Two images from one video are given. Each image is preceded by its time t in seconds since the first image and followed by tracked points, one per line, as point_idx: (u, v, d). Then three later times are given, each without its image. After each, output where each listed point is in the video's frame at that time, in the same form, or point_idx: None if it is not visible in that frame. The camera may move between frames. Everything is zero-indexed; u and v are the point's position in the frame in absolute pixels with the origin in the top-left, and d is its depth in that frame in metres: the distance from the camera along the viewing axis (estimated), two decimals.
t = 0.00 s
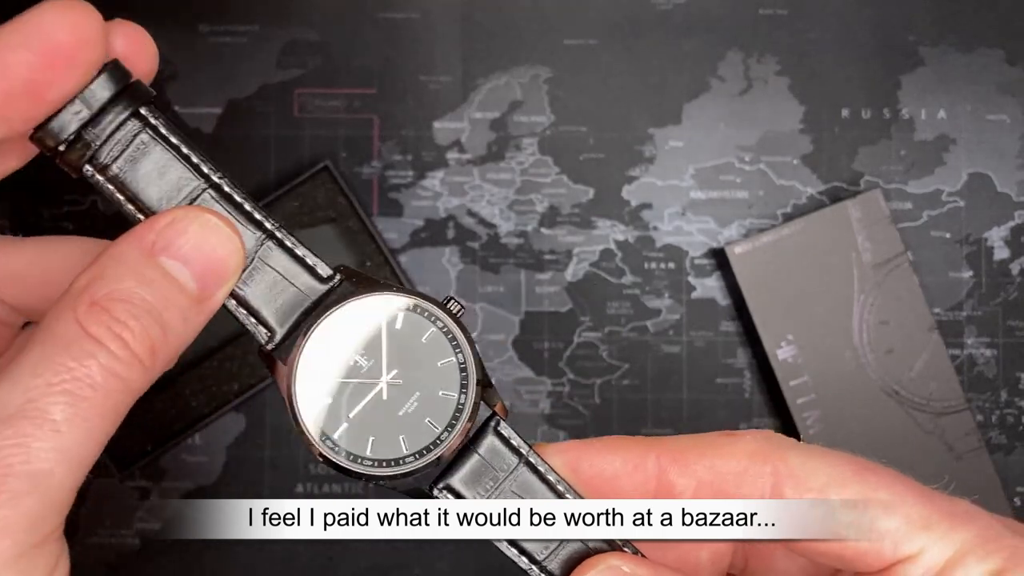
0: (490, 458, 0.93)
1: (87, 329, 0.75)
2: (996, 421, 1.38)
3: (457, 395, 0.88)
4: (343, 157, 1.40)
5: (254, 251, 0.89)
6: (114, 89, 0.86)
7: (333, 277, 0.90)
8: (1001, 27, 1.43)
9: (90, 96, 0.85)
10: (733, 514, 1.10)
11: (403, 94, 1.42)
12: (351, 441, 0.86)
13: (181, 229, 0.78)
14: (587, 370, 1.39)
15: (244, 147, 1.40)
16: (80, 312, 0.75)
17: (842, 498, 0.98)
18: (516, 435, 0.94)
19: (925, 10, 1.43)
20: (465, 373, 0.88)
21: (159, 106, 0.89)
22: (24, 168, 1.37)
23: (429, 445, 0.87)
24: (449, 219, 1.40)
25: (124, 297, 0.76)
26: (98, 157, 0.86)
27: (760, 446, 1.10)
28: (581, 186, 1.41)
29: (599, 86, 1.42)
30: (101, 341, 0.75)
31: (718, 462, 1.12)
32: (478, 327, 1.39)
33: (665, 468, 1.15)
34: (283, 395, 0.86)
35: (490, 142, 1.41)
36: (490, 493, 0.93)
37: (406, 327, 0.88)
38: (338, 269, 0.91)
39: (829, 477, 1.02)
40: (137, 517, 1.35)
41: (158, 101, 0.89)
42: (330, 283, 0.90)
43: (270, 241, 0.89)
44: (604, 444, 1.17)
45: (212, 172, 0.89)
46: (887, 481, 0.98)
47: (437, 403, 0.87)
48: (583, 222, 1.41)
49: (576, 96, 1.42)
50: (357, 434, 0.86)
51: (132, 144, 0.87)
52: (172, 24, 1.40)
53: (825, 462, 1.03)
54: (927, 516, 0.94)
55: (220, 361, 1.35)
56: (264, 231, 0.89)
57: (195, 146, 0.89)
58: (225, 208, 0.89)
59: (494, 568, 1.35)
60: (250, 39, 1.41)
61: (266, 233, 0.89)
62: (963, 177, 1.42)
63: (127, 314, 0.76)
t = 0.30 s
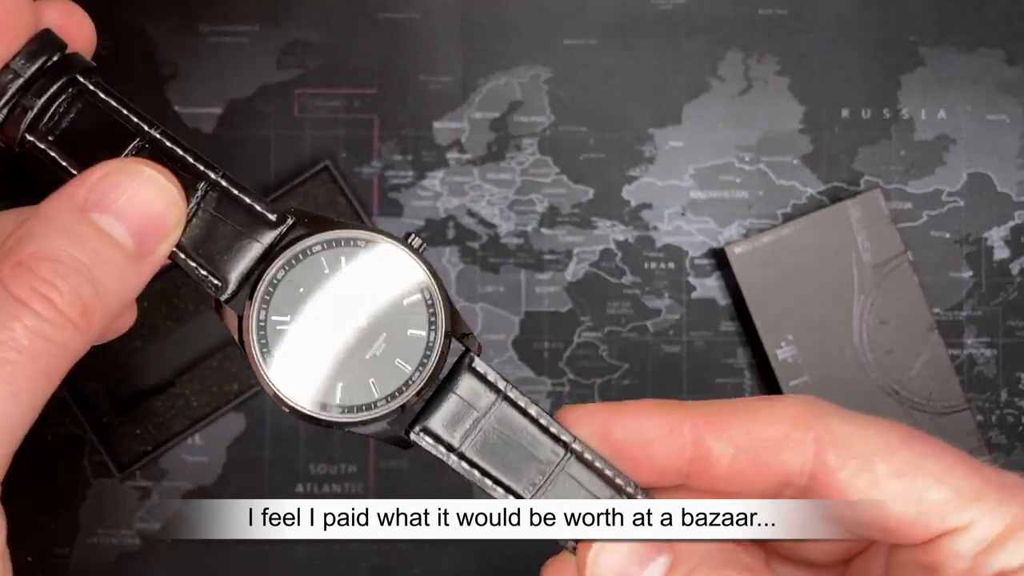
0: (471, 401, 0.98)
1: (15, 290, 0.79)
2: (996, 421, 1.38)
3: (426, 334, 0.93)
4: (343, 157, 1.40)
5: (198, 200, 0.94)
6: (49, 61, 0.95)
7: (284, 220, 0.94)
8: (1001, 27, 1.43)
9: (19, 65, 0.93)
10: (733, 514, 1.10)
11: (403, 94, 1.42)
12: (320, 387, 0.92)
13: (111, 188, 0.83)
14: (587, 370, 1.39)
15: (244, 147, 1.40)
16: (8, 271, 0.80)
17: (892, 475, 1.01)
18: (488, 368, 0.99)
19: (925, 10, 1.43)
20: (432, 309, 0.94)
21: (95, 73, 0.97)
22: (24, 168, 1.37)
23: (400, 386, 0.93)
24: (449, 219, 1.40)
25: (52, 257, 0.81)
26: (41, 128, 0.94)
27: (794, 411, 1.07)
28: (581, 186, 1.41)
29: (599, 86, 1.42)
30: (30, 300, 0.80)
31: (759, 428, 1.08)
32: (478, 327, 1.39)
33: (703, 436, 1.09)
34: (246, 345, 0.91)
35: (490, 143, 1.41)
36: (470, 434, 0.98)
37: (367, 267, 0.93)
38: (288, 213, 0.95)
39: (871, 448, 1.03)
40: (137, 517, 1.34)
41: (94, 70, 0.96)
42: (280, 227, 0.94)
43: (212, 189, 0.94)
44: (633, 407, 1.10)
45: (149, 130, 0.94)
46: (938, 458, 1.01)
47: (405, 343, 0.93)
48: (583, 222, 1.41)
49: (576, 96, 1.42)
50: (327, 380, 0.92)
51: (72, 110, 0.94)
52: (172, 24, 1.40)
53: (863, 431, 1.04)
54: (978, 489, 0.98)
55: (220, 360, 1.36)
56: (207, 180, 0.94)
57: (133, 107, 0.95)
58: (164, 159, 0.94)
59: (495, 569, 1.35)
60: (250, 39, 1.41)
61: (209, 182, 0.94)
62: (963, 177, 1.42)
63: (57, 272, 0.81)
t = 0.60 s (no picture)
0: (501, 378, 0.99)
1: (28, 304, 0.80)
2: (996, 421, 1.38)
3: (452, 313, 0.96)
4: (342, 157, 1.40)
5: (217, 197, 0.96)
6: (68, 75, 0.96)
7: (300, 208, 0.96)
8: (1001, 27, 1.43)
9: (39, 82, 0.94)
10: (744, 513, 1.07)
11: (403, 94, 1.42)
12: (349, 372, 0.94)
13: (128, 203, 0.82)
14: (587, 370, 1.39)
15: (244, 147, 1.40)
16: (23, 284, 0.80)
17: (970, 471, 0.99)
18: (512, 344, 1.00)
19: (925, 10, 1.43)
20: (455, 289, 0.96)
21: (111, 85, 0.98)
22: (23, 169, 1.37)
23: (429, 367, 0.95)
24: (449, 219, 1.40)
25: (67, 271, 0.81)
26: (61, 140, 0.94)
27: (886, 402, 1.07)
28: (581, 186, 1.41)
29: (599, 86, 1.42)
30: (43, 313, 0.80)
31: (846, 416, 1.08)
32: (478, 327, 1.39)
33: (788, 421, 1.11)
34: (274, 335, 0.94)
35: (490, 142, 1.41)
36: (501, 410, 0.99)
37: (390, 251, 0.96)
38: (304, 202, 0.97)
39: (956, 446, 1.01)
40: (137, 517, 1.34)
41: (109, 80, 0.97)
42: (298, 216, 0.96)
43: (229, 184, 0.96)
44: (716, 394, 1.13)
45: (165, 133, 0.96)
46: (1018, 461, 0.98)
47: (431, 324, 0.95)
48: (583, 222, 1.41)
49: (576, 96, 1.42)
50: (355, 365, 0.94)
51: (90, 121, 0.95)
52: (172, 24, 1.40)
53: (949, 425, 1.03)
54: None
55: (220, 361, 1.36)
56: (223, 176, 0.96)
57: (147, 113, 0.97)
58: (182, 161, 0.96)
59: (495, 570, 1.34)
60: (250, 39, 1.41)
61: (226, 178, 0.96)
62: (963, 177, 1.42)
63: (71, 285, 0.81)
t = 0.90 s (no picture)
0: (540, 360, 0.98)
1: (56, 296, 0.79)
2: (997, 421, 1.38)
3: (488, 296, 0.93)
4: (342, 157, 1.40)
5: (246, 190, 0.95)
6: (90, 72, 0.95)
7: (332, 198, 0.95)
8: (1001, 27, 1.43)
9: (59, 80, 0.94)
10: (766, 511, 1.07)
11: (403, 94, 1.41)
12: (386, 363, 0.92)
13: (150, 192, 0.81)
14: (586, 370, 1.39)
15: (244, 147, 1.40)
16: (50, 277, 0.79)
17: None
18: (548, 325, 0.98)
19: (925, 10, 1.43)
20: (490, 272, 0.93)
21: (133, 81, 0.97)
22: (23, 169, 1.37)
23: (468, 352, 0.93)
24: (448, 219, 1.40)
25: (92, 261, 0.80)
26: (86, 138, 0.94)
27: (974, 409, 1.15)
28: (581, 186, 1.41)
29: (599, 86, 1.42)
30: (70, 305, 0.79)
31: (939, 419, 1.17)
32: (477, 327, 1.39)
33: (877, 422, 1.20)
34: (310, 324, 0.92)
35: (490, 142, 1.41)
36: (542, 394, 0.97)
37: (424, 237, 0.95)
38: (334, 191, 0.96)
39: None
40: (137, 517, 1.34)
41: (131, 76, 0.96)
42: (329, 206, 0.95)
43: (258, 176, 0.95)
44: (809, 392, 1.21)
45: (190, 127, 0.95)
46: None
47: (467, 308, 0.93)
48: (583, 222, 1.41)
49: (576, 96, 1.42)
50: (391, 355, 0.92)
51: (113, 118, 0.94)
52: (172, 24, 1.40)
53: None
54: None
55: (220, 361, 1.36)
56: (252, 168, 0.95)
57: (172, 107, 0.96)
58: (208, 154, 0.94)
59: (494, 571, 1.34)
60: (250, 39, 1.41)
61: (255, 170, 0.95)
62: (963, 177, 1.42)
63: (96, 276, 0.79)
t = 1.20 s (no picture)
0: (559, 342, 0.96)
1: (73, 293, 0.78)
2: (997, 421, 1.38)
3: (505, 283, 0.93)
4: (342, 157, 1.40)
5: (258, 185, 0.93)
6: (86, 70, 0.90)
7: (343, 187, 0.95)
8: (1001, 27, 1.42)
9: (57, 79, 0.88)
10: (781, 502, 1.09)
11: (403, 94, 1.41)
12: (410, 355, 0.92)
13: (167, 185, 0.80)
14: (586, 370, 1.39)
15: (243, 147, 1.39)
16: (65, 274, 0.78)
17: None
18: (562, 308, 0.97)
19: (925, 10, 1.43)
20: (507, 260, 0.94)
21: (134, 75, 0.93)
22: (22, 168, 1.36)
23: (490, 339, 0.93)
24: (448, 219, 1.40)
25: (107, 257, 0.79)
26: (90, 138, 0.90)
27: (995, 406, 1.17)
28: (581, 186, 1.41)
29: (599, 86, 1.42)
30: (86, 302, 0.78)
31: (962, 411, 1.18)
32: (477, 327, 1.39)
33: (900, 407, 1.21)
34: (333, 319, 0.92)
35: (490, 142, 1.41)
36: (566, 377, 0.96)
37: (439, 225, 0.93)
38: (348, 182, 0.95)
39: None
40: (138, 517, 1.34)
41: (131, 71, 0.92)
42: (343, 198, 0.94)
43: (270, 171, 0.93)
44: (834, 370, 1.21)
45: (197, 121, 0.92)
46: None
47: (486, 297, 0.94)
48: (583, 222, 1.40)
49: (576, 96, 1.42)
50: (413, 348, 0.92)
51: (117, 115, 0.91)
52: (171, 23, 1.40)
53: None
54: None
55: (220, 361, 1.36)
56: (263, 163, 0.93)
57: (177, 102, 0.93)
58: (218, 149, 0.92)
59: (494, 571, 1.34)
60: (249, 39, 1.41)
61: (266, 165, 0.93)
62: (963, 177, 1.42)
63: (111, 272, 0.78)
